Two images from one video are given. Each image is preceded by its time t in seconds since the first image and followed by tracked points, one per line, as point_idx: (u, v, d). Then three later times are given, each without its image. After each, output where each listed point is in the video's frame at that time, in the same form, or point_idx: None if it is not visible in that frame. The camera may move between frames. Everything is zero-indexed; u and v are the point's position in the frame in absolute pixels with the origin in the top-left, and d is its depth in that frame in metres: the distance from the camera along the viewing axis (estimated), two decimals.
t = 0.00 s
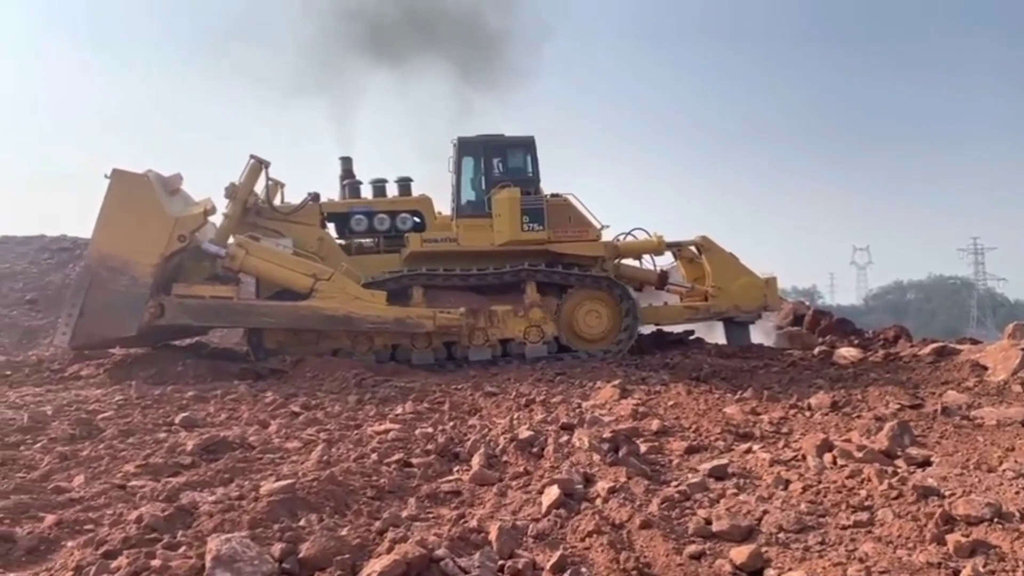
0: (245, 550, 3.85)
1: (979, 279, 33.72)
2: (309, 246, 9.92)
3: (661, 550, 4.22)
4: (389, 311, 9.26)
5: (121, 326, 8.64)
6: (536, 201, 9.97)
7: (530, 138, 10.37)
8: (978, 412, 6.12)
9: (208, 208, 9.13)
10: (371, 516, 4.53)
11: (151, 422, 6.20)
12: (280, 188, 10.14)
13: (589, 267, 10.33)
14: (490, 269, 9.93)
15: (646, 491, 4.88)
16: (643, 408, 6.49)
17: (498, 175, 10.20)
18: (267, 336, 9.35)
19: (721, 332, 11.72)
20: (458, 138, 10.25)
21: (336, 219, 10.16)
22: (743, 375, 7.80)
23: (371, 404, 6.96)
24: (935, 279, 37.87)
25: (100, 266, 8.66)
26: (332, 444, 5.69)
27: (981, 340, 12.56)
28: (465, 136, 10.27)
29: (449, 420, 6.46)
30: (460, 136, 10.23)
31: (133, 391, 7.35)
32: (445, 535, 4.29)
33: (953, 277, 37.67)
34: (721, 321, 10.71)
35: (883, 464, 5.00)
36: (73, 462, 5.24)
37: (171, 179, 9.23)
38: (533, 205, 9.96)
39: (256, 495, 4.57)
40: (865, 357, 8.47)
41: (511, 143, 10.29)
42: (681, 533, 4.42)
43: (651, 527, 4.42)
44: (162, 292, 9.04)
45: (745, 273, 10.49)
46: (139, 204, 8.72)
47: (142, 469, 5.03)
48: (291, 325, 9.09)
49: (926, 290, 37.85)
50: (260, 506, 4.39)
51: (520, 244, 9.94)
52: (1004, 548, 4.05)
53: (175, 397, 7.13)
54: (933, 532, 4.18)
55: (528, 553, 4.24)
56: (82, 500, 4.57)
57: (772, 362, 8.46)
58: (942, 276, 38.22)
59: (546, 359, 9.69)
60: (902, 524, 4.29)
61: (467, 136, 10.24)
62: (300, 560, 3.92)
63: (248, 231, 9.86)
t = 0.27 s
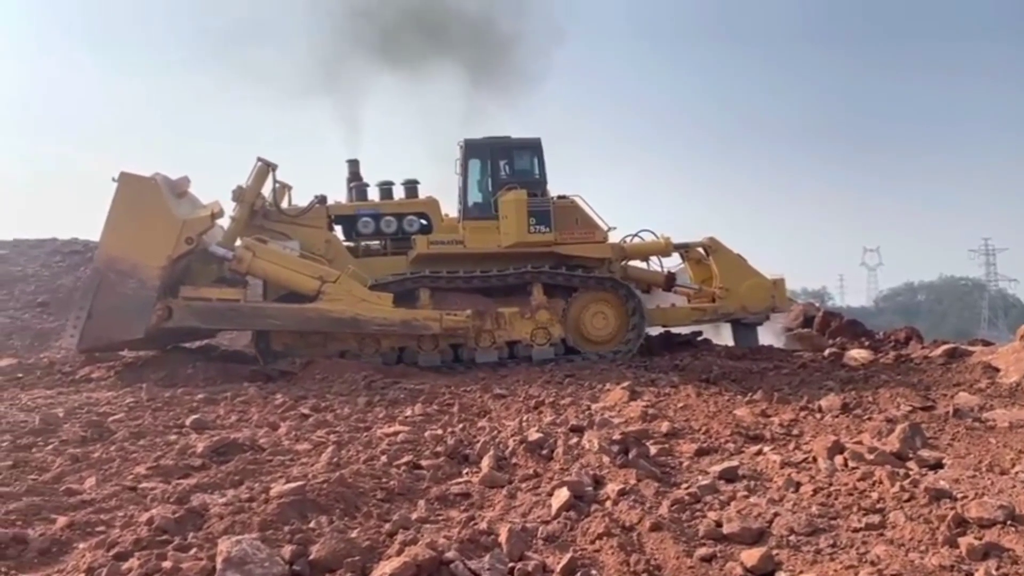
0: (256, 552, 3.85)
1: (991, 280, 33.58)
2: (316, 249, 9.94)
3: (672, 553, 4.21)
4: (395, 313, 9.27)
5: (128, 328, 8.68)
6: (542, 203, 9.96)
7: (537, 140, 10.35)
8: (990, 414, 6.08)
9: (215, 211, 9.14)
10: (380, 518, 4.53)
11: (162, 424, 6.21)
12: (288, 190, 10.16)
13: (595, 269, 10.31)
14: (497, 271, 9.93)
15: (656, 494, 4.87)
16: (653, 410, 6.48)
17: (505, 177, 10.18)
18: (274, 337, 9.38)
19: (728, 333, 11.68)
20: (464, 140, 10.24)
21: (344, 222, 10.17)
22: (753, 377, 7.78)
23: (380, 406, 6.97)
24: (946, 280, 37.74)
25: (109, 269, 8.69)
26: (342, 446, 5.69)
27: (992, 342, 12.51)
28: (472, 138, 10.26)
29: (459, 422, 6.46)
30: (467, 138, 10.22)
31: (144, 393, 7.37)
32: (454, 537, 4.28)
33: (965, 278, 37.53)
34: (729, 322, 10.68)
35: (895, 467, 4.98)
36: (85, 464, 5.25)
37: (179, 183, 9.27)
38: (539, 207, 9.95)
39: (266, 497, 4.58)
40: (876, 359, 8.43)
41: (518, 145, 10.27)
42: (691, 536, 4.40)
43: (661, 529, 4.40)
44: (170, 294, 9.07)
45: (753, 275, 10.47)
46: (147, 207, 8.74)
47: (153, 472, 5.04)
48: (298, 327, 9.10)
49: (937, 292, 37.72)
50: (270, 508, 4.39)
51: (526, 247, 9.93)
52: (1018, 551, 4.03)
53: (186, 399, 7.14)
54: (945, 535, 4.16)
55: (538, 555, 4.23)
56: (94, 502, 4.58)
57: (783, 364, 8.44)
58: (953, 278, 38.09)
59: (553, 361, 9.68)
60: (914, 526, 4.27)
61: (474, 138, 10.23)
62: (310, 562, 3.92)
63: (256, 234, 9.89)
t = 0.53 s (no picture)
0: (273, 554, 3.85)
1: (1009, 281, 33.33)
2: (327, 252, 9.97)
3: (688, 556, 4.19)
4: (406, 316, 9.28)
5: (140, 332, 8.72)
6: (552, 204, 9.97)
7: (546, 142, 10.36)
8: (1009, 416, 6.03)
9: (227, 215, 9.18)
10: (396, 520, 4.53)
11: (179, 427, 6.23)
12: (299, 194, 10.19)
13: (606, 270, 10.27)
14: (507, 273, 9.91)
15: (671, 496, 4.86)
16: (667, 413, 6.45)
17: (514, 179, 10.19)
18: (285, 340, 9.42)
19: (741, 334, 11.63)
20: (474, 142, 10.24)
21: (354, 225, 10.19)
22: (769, 379, 7.75)
23: (395, 408, 6.97)
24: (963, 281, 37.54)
25: (121, 273, 8.73)
26: (357, 448, 5.70)
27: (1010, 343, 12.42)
28: (481, 140, 10.27)
29: (473, 425, 6.45)
30: (476, 141, 10.23)
31: (161, 396, 7.40)
32: (470, 539, 4.28)
33: (982, 279, 37.32)
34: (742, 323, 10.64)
35: (913, 469, 4.95)
36: (103, 466, 5.28)
37: (190, 188, 9.32)
38: (549, 209, 9.95)
39: (282, 499, 4.59)
40: (893, 360, 8.37)
41: (527, 147, 10.28)
42: (707, 539, 4.39)
43: (677, 532, 4.39)
44: (182, 298, 9.11)
45: (765, 275, 10.43)
46: (158, 211, 8.79)
47: (170, 474, 5.06)
48: (308, 331, 9.12)
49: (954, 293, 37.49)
50: (286, 510, 4.40)
51: (536, 248, 9.92)
52: None
53: (202, 401, 7.17)
54: (964, 538, 4.13)
55: (553, 558, 4.22)
56: (112, 504, 4.60)
57: (798, 365, 8.40)
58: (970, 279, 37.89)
59: (562, 363, 9.67)
60: (933, 529, 4.24)
61: (483, 141, 10.25)
62: (326, 563, 3.93)
63: (267, 237, 9.93)
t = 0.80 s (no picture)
0: (290, 555, 3.85)
1: None
2: (340, 253, 10.00)
3: (706, 557, 4.17)
4: (418, 316, 9.29)
5: (155, 333, 8.75)
6: (564, 205, 9.93)
7: (558, 141, 10.33)
8: None
9: (240, 217, 9.20)
10: (412, 521, 4.52)
11: (196, 428, 6.25)
12: (312, 195, 10.21)
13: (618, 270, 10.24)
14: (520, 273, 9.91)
15: (688, 497, 4.83)
16: (684, 413, 6.42)
17: (526, 179, 10.16)
18: (299, 342, 9.43)
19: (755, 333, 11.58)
20: (486, 143, 10.23)
21: (366, 226, 10.18)
22: (786, 379, 7.71)
23: (410, 409, 6.97)
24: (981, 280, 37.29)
25: (136, 276, 8.76)
26: (373, 449, 5.70)
27: None
28: (493, 141, 10.26)
29: (488, 425, 6.44)
30: (487, 141, 10.21)
31: (178, 397, 7.42)
32: (486, 540, 4.27)
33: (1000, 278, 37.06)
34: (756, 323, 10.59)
35: (932, 470, 4.90)
36: (121, 467, 5.29)
37: (203, 189, 9.35)
38: (561, 209, 9.93)
39: (299, 500, 4.59)
40: (911, 360, 8.31)
41: (538, 147, 10.25)
42: (725, 540, 4.36)
43: (694, 533, 4.36)
44: (196, 299, 9.14)
45: (779, 274, 10.38)
46: (172, 214, 8.81)
47: (187, 475, 5.08)
48: (322, 331, 9.13)
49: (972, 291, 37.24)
50: (303, 511, 4.40)
51: (548, 248, 9.90)
52: None
53: (219, 402, 7.19)
54: (985, 539, 4.09)
55: (570, 559, 4.21)
56: (130, 505, 4.62)
57: (815, 365, 8.35)
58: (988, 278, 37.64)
59: (576, 363, 9.62)
60: (954, 530, 4.20)
61: (495, 141, 10.23)
62: (343, 565, 3.92)
63: (280, 238, 9.97)
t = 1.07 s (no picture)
0: (305, 553, 3.85)
1: None
2: (348, 252, 10.01)
3: (722, 555, 4.15)
4: (427, 315, 9.28)
5: (165, 332, 8.76)
6: (572, 202, 9.91)
7: (566, 139, 10.30)
8: None
9: (249, 217, 9.22)
10: (426, 519, 4.52)
11: (212, 426, 6.27)
12: (321, 194, 10.22)
13: (627, 268, 10.22)
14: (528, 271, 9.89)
15: (703, 495, 4.81)
16: (698, 411, 6.40)
17: (534, 177, 10.14)
18: (308, 342, 9.40)
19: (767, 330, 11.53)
20: (494, 141, 10.23)
21: (375, 225, 10.21)
22: (801, 376, 7.67)
23: (424, 407, 6.97)
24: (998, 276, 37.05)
25: (146, 275, 8.78)
26: (387, 447, 5.70)
27: None
28: (501, 139, 10.25)
29: (502, 423, 6.44)
30: (495, 139, 10.21)
31: (193, 396, 7.45)
32: (501, 539, 4.26)
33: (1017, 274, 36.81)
34: (767, 320, 10.55)
35: (950, 467, 4.86)
36: (138, 465, 5.31)
37: (212, 190, 9.38)
38: (569, 206, 9.90)
39: (314, 498, 4.59)
40: (928, 357, 8.26)
41: (546, 145, 10.23)
42: (741, 538, 4.34)
43: (709, 532, 4.34)
44: (205, 299, 9.17)
45: (790, 272, 10.32)
46: (182, 213, 8.85)
47: (203, 473, 5.09)
48: (331, 330, 9.13)
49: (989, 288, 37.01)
50: (318, 509, 4.40)
51: (557, 247, 9.88)
52: None
53: (234, 401, 7.21)
54: (1005, 538, 4.05)
55: (585, 557, 4.19)
56: (146, 503, 4.63)
57: (831, 362, 8.31)
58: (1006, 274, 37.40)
59: (585, 361, 9.63)
60: (973, 529, 4.16)
61: (503, 139, 10.22)
62: (358, 563, 3.92)
63: (289, 238, 9.98)
